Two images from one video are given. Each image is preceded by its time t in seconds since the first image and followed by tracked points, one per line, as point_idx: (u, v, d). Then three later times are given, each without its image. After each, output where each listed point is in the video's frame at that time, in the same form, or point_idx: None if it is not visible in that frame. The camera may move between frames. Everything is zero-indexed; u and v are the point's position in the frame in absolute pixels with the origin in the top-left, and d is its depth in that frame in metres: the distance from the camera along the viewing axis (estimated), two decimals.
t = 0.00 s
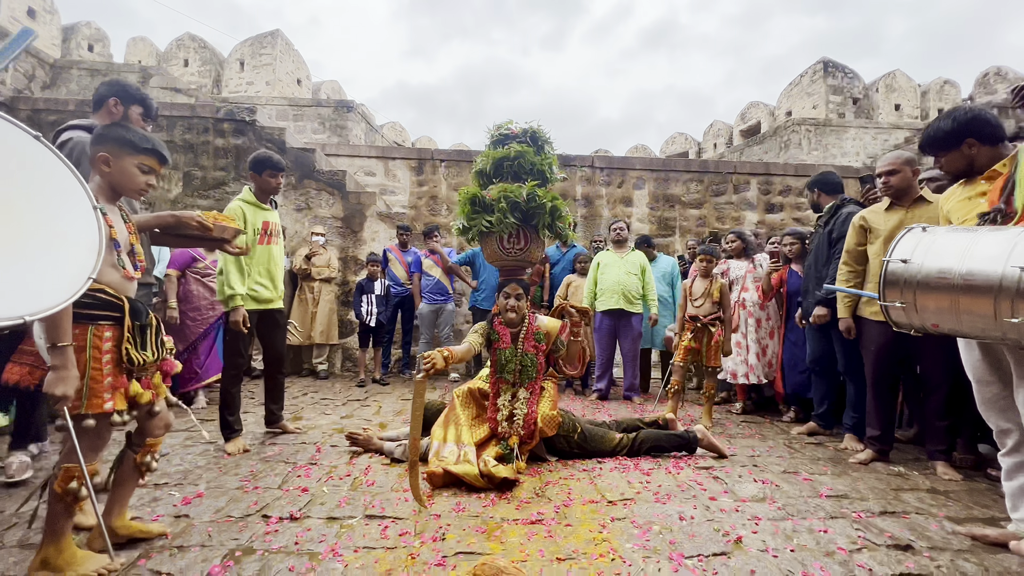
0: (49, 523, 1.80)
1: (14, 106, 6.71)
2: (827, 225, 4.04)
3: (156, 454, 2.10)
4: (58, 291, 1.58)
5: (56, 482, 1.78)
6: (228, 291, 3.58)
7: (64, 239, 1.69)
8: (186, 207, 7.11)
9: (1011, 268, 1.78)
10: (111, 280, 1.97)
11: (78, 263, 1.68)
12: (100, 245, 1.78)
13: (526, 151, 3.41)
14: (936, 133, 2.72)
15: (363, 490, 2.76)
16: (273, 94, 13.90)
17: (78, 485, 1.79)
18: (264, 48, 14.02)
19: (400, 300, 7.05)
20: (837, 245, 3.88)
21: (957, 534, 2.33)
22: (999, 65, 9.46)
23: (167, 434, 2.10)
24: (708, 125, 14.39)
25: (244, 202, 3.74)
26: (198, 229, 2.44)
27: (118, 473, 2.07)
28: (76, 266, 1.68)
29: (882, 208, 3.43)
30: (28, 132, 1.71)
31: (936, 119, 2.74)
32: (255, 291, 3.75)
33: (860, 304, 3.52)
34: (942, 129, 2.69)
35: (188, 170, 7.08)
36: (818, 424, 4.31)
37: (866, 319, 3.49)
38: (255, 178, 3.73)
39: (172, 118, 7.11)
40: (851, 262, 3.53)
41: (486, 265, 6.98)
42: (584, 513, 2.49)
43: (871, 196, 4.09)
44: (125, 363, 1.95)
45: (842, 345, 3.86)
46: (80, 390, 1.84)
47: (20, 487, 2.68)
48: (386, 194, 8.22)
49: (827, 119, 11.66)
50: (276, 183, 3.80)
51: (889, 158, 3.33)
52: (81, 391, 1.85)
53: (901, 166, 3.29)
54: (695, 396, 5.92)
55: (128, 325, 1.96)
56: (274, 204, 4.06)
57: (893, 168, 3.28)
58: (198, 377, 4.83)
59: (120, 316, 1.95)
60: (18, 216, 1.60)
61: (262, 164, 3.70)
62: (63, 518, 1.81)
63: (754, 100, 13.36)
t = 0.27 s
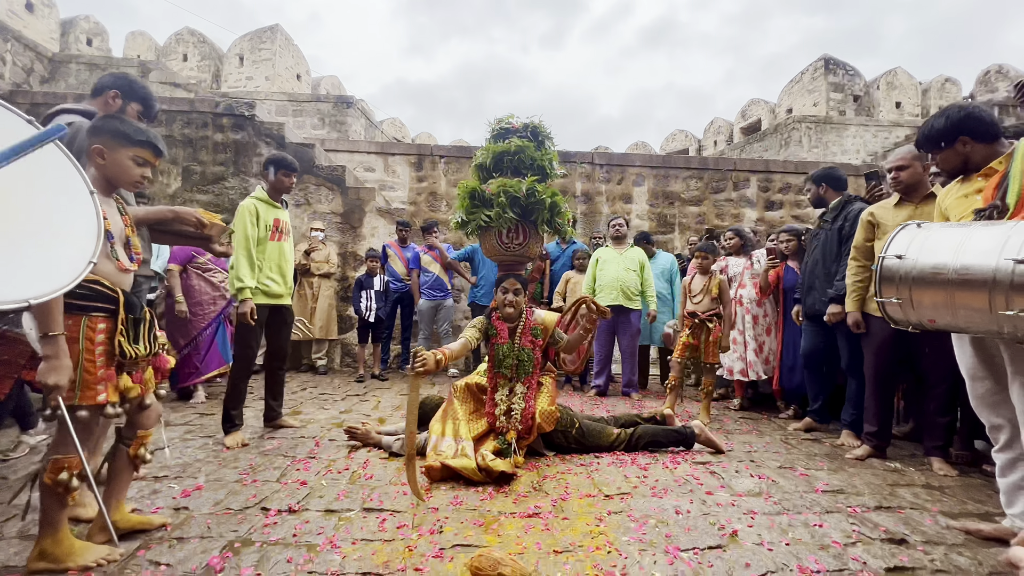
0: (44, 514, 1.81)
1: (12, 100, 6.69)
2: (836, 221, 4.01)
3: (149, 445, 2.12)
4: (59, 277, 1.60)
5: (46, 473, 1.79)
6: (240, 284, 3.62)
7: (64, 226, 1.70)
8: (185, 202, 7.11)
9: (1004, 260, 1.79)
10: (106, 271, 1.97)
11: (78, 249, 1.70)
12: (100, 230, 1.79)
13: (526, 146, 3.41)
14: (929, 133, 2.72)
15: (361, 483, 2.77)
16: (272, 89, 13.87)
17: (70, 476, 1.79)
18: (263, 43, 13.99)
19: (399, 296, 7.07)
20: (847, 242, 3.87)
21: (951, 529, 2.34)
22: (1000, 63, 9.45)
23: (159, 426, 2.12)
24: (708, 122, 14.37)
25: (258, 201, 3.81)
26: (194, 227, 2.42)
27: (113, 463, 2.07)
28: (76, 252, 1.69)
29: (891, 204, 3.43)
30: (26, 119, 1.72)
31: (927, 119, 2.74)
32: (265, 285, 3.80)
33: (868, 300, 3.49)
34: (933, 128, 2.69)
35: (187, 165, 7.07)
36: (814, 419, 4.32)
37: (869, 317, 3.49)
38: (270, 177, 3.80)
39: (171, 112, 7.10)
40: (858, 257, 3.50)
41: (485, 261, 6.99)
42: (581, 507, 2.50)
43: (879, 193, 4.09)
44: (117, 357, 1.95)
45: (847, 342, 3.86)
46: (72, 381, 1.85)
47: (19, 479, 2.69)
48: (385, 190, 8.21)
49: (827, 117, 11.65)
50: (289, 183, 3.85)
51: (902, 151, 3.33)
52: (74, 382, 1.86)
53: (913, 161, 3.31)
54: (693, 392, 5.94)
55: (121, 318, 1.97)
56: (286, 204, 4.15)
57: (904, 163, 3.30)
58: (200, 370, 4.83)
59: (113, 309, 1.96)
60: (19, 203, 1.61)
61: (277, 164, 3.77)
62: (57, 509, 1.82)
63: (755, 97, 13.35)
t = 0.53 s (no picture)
0: (45, 507, 1.81)
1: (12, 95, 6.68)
2: (843, 216, 3.99)
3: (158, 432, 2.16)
4: (66, 272, 1.60)
5: (43, 466, 1.80)
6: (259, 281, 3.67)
7: (71, 220, 1.70)
8: (186, 197, 7.11)
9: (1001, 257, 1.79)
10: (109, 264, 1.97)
11: (85, 244, 1.70)
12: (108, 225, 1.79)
13: (529, 141, 3.40)
14: (947, 117, 2.68)
15: (363, 478, 2.78)
16: (272, 85, 13.85)
17: (67, 470, 1.80)
18: (263, 38, 13.96)
19: (400, 292, 7.04)
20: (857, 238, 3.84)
21: (952, 523, 2.35)
22: (1003, 59, 9.41)
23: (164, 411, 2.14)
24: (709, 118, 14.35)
25: (272, 199, 3.83)
26: (197, 224, 2.38)
27: (122, 452, 2.07)
28: (82, 248, 1.69)
29: (901, 197, 3.42)
30: (34, 114, 1.72)
31: (947, 103, 2.71)
32: (277, 282, 3.80)
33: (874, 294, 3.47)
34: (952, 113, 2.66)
35: (187, 160, 7.06)
36: (814, 415, 4.34)
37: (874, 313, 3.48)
38: (283, 178, 3.84)
39: (171, 108, 7.08)
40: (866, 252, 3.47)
41: (486, 257, 6.99)
42: (584, 502, 2.50)
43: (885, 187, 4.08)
44: (111, 352, 1.96)
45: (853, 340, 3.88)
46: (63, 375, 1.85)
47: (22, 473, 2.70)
48: (386, 186, 8.21)
49: (829, 113, 11.63)
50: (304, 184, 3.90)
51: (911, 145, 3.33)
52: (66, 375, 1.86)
53: (921, 155, 3.31)
54: (693, 388, 5.95)
55: (117, 312, 1.97)
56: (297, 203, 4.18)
57: (912, 156, 3.31)
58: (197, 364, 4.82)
59: (109, 304, 1.96)
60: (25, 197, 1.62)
61: (290, 165, 3.80)
62: (57, 502, 1.82)
63: (756, 94, 13.32)
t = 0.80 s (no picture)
0: (50, 501, 1.82)
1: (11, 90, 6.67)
2: (840, 211, 3.98)
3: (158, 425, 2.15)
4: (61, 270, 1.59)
5: (50, 461, 1.81)
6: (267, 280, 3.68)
7: (67, 218, 1.69)
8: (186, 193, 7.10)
9: (1002, 247, 1.77)
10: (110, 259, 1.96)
11: (82, 242, 1.69)
12: (104, 224, 1.78)
13: (531, 135, 3.39)
14: (950, 113, 2.69)
15: (365, 473, 2.78)
16: (272, 80, 13.80)
17: (72, 463, 1.82)
18: (263, 33, 13.91)
19: (401, 288, 7.16)
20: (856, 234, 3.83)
21: (954, 518, 2.35)
22: (1008, 53, 9.34)
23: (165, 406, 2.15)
24: (711, 113, 14.29)
25: (276, 196, 3.83)
26: (200, 219, 2.41)
27: (123, 446, 2.07)
28: (79, 247, 1.68)
29: (896, 192, 3.40)
30: (33, 111, 1.72)
31: (950, 99, 2.72)
32: (282, 278, 3.80)
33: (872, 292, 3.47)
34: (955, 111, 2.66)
35: (187, 155, 7.05)
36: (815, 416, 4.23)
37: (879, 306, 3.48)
38: (288, 175, 3.84)
39: (170, 102, 7.06)
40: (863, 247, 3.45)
41: (487, 252, 6.98)
42: (585, 496, 2.51)
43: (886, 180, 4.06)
44: (118, 344, 1.96)
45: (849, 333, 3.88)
46: (71, 370, 1.85)
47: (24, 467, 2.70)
48: (386, 181, 8.19)
49: (832, 107, 11.56)
50: (308, 181, 3.90)
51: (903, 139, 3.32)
52: (73, 369, 1.86)
53: (913, 148, 3.30)
54: (694, 384, 5.95)
55: (122, 306, 1.97)
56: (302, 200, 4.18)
57: (903, 150, 3.30)
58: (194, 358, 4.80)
59: (113, 297, 1.96)
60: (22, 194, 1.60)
61: (293, 163, 3.80)
62: (63, 496, 1.83)
63: (758, 88, 13.26)
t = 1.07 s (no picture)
0: (50, 496, 1.83)
1: (11, 87, 6.66)
2: (836, 207, 3.98)
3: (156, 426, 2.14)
4: (58, 269, 1.60)
5: (50, 457, 1.82)
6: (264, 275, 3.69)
7: (64, 216, 1.69)
8: (186, 189, 7.10)
9: (1003, 243, 1.78)
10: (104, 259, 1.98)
11: (79, 242, 1.69)
12: (103, 221, 1.78)
13: (531, 131, 3.39)
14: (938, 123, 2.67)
15: (365, 468, 2.80)
16: (271, 76, 13.78)
17: (73, 458, 1.82)
18: (262, 29, 13.87)
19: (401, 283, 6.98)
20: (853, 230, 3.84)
21: (952, 512, 2.36)
22: (1010, 47, 9.30)
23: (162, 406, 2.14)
24: (711, 108, 14.26)
25: (276, 194, 3.83)
26: (198, 219, 2.38)
27: (120, 448, 2.07)
28: (76, 246, 1.68)
29: (891, 190, 3.41)
30: (28, 109, 1.70)
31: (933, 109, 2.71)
32: (282, 274, 3.81)
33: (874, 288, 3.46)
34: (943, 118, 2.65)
35: (187, 152, 7.05)
36: (815, 412, 4.23)
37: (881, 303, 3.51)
38: (287, 173, 3.84)
39: (170, 99, 7.06)
40: (863, 245, 3.45)
41: (487, 249, 6.97)
42: (585, 491, 2.52)
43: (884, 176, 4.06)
44: (110, 340, 1.96)
45: (837, 326, 3.88)
46: (66, 366, 1.86)
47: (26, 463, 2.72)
48: (386, 177, 8.19)
49: (833, 102, 11.53)
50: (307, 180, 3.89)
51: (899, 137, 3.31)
52: (67, 366, 1.87)
53: (908, 145, 3.31)
54: (694, 379, 5.96)
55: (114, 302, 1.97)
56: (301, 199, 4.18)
57: (899, 147, 3.31)
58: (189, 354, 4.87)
59: (106, 293, 1.96)
60: (19, 193, 1.61)
61: (292, 160, 3.81)
62: (63, 491, 1.84)
63: (759, 83, 13.23)
